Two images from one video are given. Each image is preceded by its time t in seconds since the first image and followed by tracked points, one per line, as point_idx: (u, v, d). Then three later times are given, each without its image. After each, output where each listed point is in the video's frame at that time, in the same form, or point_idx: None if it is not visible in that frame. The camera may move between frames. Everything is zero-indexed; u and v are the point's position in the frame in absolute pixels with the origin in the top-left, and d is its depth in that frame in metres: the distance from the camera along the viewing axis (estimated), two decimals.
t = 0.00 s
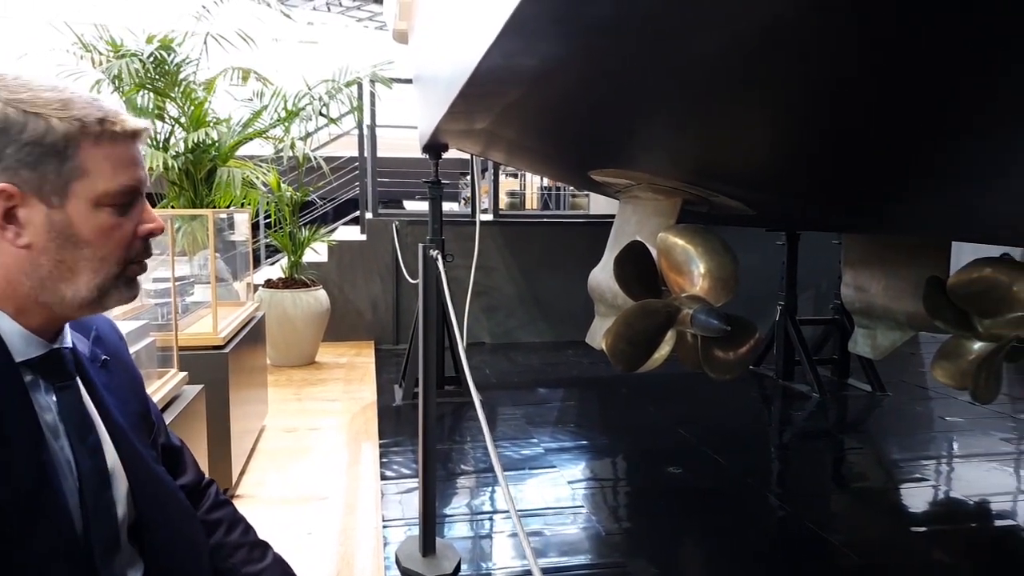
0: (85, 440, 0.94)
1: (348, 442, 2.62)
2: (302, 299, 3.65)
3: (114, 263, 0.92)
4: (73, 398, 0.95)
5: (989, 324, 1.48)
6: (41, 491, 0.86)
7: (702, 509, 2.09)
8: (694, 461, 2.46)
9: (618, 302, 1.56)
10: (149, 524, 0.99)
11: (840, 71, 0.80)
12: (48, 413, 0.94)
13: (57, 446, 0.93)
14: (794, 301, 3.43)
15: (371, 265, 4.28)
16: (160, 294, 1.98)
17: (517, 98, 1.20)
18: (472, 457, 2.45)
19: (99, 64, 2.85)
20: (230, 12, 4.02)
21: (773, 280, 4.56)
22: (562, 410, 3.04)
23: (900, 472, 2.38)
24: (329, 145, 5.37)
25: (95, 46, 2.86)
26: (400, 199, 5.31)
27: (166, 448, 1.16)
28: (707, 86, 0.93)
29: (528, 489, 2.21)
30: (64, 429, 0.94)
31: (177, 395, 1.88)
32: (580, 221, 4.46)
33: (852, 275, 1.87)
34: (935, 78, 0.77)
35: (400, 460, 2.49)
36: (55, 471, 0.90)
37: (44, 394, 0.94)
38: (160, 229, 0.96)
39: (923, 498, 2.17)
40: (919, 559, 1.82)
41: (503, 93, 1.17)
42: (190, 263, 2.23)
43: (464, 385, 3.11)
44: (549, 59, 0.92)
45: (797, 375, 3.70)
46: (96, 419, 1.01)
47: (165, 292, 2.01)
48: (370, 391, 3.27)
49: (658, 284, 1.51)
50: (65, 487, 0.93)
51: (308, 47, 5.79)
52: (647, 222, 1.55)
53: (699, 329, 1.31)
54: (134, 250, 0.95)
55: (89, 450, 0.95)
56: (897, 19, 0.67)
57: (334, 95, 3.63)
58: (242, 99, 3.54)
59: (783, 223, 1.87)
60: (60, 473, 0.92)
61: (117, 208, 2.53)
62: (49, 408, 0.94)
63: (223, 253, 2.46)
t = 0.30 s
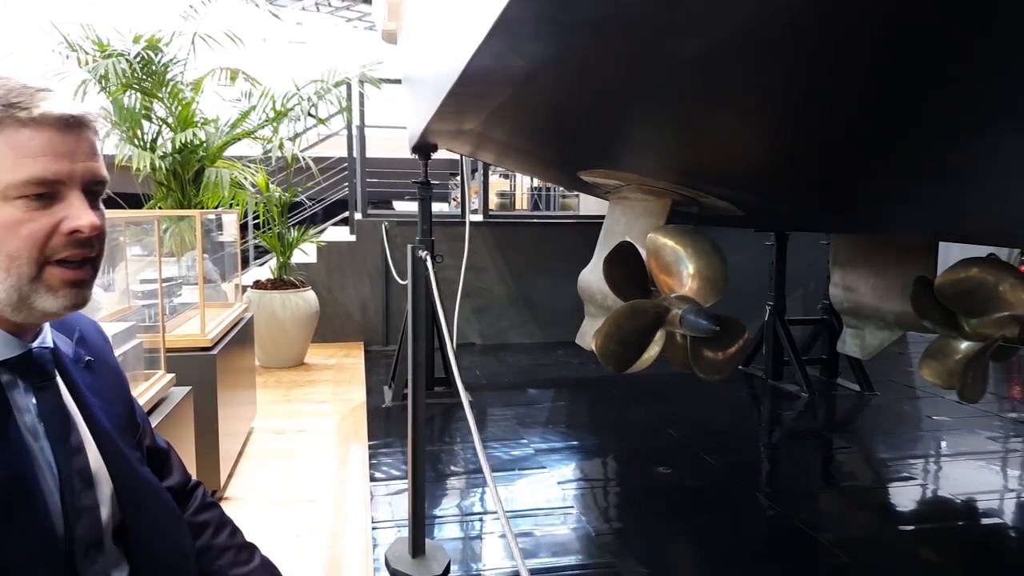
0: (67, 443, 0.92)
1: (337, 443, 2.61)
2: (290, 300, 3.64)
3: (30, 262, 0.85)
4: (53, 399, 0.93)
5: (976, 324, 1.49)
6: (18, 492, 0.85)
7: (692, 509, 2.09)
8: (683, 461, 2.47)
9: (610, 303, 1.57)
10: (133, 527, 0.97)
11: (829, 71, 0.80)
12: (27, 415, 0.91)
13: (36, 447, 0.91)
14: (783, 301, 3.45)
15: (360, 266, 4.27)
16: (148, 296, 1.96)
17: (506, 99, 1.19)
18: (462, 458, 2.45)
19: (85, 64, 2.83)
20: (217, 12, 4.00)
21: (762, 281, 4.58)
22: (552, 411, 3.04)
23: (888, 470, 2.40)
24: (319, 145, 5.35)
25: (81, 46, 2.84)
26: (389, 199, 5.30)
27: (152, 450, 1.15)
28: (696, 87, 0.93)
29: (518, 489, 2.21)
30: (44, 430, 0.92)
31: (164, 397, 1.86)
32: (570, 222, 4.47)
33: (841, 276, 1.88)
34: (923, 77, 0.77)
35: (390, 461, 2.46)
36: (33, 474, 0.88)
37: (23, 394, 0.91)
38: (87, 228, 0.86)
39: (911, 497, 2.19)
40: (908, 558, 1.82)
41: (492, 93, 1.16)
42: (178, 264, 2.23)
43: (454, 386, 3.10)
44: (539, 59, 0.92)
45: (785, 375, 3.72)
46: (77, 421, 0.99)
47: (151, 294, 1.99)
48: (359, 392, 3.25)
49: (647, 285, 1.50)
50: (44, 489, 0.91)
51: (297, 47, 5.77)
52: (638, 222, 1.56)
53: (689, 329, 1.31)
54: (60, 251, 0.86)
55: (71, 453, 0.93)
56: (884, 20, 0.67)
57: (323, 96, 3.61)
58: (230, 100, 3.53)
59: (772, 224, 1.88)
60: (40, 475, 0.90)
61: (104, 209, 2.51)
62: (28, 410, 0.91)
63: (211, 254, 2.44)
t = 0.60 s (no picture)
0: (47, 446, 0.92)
1: (325, 445, 2.60)
2: (279, 301, 3.62)
3: None
4: (32, 403, 0.93)
5: (963, 323, 1.51)
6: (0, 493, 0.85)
7: (682, 509, 2.10)
8: (673, 461, 2.47)
9: (599, 303, 1.57)
10: (112, 531, 0.96)
11: (817, 72, 0.80)
12: (7, 419, 0.91)
13: (16, 452, 0.91)
14: (772, 302, 3.46)
15: (349, 267, 4.25)
16: (134, 298, 1.94)
17: (495, 99, 1.19)
18: (452, 460, 2.44)
19: (71, 63, 2.81)
20: (205, 11, 3.97)
21: (751, 281, 4.59)
22: (543, 412, 3.04)
23: (877, 470, 2.41)
24: (308, 146, 5.33)
25: (67, 45, 2.81)
26: (379, 199, 5.28)
27: (134, 453, 1.13)
28: (684, 88, 0.92)
29: (508, 490, 2.20)
30: (23, 435, 0.91)
31: (150, 400, 1.84)
32: (560, 222, 4.47)
33: (829, 276, 1.88)
34: (911, 77, 0.77)
35: (379, 463, 2.45)
36: (12, 478, 0.87)
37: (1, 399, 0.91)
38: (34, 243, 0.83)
39: (899, 496, 2.20)
40: (896, 557, 1.83)
41: (481, 94, 1.16)
42: (165, 266, 2.21)
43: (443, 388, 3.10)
44: (528, 59, 0.91)
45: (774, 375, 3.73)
46: (57, 424, 0.98)
47: (138, 296, 1.97)
48: (348, 394, 3.24)
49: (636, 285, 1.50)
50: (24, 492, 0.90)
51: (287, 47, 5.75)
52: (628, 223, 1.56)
53: (678, 330, 1.31)
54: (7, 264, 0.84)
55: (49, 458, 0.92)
56: (874, 20, 0.67)
57: (312, 96, 3.60)
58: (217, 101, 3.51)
59: (761, 224, 1.88)
60: (19, 479, 0.90)
61: (88, 209, 2.49)
62: (7, 414, 0.91)
63: (199, 255, 2.42)
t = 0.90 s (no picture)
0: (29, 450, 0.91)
1: (314, 446, 2.59)
2: (267, 302, 3.61)
3: None
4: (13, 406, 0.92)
5: (949, 322, 1.53)
6: None
7: (671, 508, 2.11)
8: (661, 461, 2.48)
9: (588, 303, 1.57)
10: (94, 533, 0.96)
11: (803, 72, 0.81)
12: None
13: None
14: (760, 301, 3.48)
15: (339, 268, 4.24)
16: (120, 298, 1.92)
17: (483, 99, 1.19)
18: (441, 460, 2.44)
19: (57, 63, 2.79)
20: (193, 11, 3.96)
21: (739, 281, 4.61)
22: (532, 411, 3.04)
23: (864, 468, 2.43)
24: (297, 146, 5.31)
25: (53, 45, 2.80)
26: (368, 200, 5.26)
27: (117, 455, 1.12)
28: (671, 88, 0.93)
29: (497, 490, 2.20)
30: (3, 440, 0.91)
31: (137, 401, 1.83)
32: (549, 222, 4.47)
33: (817, 276, 1.89)
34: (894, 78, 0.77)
35: (367, 463, 2.44)
36: None
37: None
38: None
39: (886, 494, 2.21)
40: (884, 555, 1.85)
41: (468, 94, 1.16)
42: (152, 266, 2.20)
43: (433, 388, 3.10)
44: (518, 58, 0.91)
45: (763, 374, 3.75)
46: (39, 428, 0.98)
47: (124, 297, 1.95)
48: (337, 395, 3.23)
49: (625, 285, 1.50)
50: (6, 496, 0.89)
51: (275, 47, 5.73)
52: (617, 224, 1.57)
53: (666, 330, 1.31)
54: None
55: (31, 461, 0.92)
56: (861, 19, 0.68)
57: (301, 96, 3.59)
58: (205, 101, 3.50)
59: (749, 224, 1.89)
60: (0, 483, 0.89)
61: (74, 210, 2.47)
62: None
63: (186, 255, 2.41)
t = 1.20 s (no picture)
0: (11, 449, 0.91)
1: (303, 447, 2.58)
2: (256, 302, 3.60)
3: None
4: None
5: (934, 321, 1.54)
6: None
7: (660, 506, 2.12)
8: (650, 460, 2.49)
9: (576, 303, 1.58)
10: (76, 531, 0.96)
11: (789, 71, 0.81)
12: None
13: None
14: (747, 301, 3.50)
15: (327, 268, 4.23)
16: (107, 299, 1.91)
17: (471, 99, 1.20)
18: (431, 460, 2.44)
19: (43, 62, 2.78)
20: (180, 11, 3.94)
21: (727, 281, 4.64)
22: (521, 411, 3.05)
23: (851, 466, 2.45)
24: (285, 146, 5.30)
25: (39, 44, 2.78)
26: (357, 200, 5.25)
27: (101, 454, 1.12)
28: (658, 87, 0.94)
29: (486, 490, 2.21)
30: None
31: (123, 401, 1.83)
32: (538, 223, 4.48)
33: (804, 276, 1.91)
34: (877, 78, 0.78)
35: (356, 463, 2.44)
36: None
37: None
38: None
39: (873, 492, 2.23)
40: (870, 552, 1.86)
41: (455, 94, 1.16)
42: (139, 267, 2.19)
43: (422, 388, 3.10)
44: (506, 58, 0.92)
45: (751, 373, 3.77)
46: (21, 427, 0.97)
47: (110, 297, 1.94)
48: (326, 395, 3.23)
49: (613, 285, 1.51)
50: None
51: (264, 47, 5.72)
52: (605, 223, 1.57)
53: (654, 329, 1.32)
54: None
55: (14, 461, 0.91)
56: (845, 18, 0.68)
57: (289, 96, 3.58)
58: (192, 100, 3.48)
59: (736, 224, 1.90)
60: None
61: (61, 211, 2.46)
62: None
63: (174, 255, 2.40)
